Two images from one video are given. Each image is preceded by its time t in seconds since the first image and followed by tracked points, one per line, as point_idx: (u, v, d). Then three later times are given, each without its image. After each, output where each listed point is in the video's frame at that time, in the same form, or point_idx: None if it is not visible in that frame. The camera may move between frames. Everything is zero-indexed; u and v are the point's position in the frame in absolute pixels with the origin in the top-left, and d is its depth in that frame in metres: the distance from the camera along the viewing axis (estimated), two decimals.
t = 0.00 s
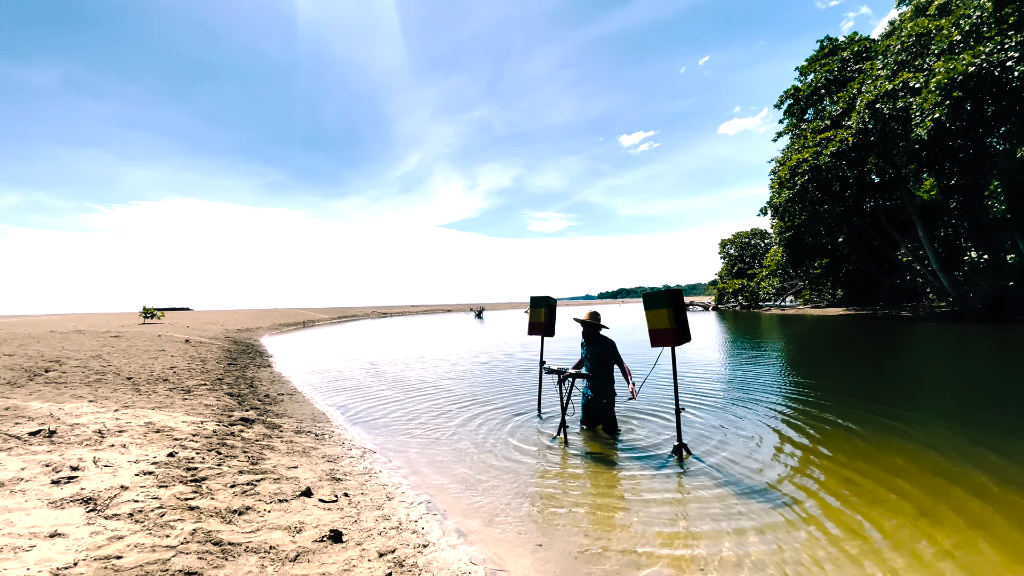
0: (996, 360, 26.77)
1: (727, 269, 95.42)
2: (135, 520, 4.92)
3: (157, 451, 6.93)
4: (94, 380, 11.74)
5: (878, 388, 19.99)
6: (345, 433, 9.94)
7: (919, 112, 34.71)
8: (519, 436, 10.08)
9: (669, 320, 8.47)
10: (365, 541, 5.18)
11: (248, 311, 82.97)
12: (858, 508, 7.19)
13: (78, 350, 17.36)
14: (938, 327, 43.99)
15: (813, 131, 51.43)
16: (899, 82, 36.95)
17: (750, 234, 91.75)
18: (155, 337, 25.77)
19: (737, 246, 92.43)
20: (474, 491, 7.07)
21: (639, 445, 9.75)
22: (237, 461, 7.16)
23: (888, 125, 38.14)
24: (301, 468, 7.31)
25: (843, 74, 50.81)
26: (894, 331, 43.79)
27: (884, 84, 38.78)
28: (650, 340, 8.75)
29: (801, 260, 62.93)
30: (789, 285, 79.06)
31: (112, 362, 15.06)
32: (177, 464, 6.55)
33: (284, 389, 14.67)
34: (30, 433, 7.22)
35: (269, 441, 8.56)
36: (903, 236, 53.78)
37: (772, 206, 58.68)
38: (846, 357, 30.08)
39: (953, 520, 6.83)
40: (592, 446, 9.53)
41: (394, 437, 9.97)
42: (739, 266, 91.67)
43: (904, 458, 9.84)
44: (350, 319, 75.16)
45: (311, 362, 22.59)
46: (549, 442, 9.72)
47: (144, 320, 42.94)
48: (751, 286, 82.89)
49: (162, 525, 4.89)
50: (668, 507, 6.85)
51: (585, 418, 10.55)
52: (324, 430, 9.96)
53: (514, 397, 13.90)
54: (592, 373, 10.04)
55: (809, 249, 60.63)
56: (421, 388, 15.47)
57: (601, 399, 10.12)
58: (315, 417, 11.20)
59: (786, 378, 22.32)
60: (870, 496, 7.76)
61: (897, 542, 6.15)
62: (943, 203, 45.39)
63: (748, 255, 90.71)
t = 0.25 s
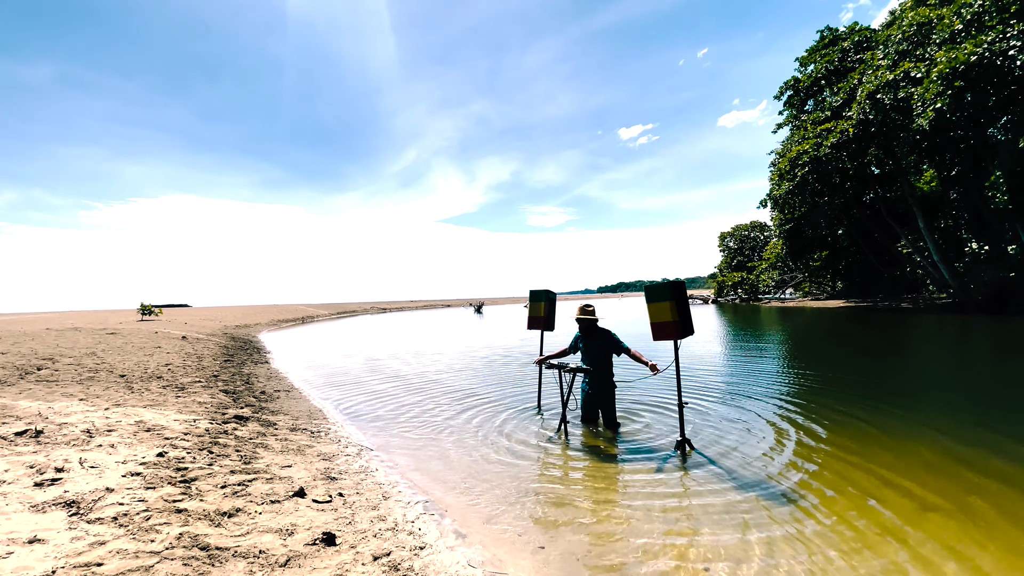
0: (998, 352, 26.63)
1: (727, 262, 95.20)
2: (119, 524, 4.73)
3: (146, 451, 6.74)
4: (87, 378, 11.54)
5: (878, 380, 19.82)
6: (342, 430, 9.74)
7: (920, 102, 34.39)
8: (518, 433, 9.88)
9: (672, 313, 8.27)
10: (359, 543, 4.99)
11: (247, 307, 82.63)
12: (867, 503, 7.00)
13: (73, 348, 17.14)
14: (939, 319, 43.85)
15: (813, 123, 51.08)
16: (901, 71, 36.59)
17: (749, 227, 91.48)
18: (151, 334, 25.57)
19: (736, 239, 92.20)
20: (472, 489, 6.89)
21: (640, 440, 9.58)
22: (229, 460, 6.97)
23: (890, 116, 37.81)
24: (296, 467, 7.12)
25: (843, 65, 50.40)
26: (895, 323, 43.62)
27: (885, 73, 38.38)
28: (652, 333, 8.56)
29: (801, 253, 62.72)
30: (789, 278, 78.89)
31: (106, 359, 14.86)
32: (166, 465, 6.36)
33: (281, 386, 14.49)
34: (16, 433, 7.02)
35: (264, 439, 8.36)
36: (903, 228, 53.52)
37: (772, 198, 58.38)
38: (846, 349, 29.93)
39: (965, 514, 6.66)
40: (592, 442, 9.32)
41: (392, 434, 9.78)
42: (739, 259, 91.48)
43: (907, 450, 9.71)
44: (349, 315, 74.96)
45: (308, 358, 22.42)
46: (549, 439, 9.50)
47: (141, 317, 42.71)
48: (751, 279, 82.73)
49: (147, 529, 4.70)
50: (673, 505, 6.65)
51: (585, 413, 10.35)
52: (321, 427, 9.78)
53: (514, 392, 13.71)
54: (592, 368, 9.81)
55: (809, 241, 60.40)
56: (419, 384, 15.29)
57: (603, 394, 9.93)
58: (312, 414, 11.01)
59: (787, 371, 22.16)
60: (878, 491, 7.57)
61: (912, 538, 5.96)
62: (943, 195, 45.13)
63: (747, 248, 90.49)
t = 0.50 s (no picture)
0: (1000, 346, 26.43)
1: (727, 257, 94.98)
2: (99, 531, 4.51)
3: (133, 453, 6.51)
4: (77, 376, 11.32)
5: (879, 375, 19.62)
6: (338, 429, 9.51)
7: (922, 95, 33.98)
8: (518, 431, 9.65)
9: (677, 308, 8.01)
10: (352, 550, 4.76)
11: (246, 304, 82.49)
12: (889, 502, 6.72)
13: (67, 346, 16.93)
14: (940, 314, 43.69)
15: (814, 117, 50.72)
16: (902, 64, 36.19)
17: (749, 222, 91.21)
18: (148, 331, 25.37)
19: (736, 234, 91.94)
20: (471, 490, 6.66)
21: (643, 438, 9.36)
22: (220, 462, 6.74)
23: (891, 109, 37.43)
24: (289, 468, 6.89)
25: (845, 58, 50.00)
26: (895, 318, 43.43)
27: (886, 66, 37.96)
28: (656, 329, 8.29)
29: (801, 248, 62.46)
30: (789, 273, 78.67)
31: (99, 357, 14.64)
32: (154, 468, 6.14)
33: (277, 384, 14.28)
34: None
35: (257, 439, 8.13)
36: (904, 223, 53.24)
37: (773, 193, 58.07)
38: (846, 344, 29.76)
39: (987, 508, 6.48)
40: (595, 440, 9.11)
41: (389, 433, 9.55)
42: (739, 255, 91.24)
43: (908, 445, 9.57)
44: (348, 312, 74.77)
45: (306, 356, 22.22)
46: (551, 437, 9.29)
47: (139, 315, 42.51)
48: (751, 274, 82.53)
49: (128, 536, 4.47)
50: (680, 506, 6.43)
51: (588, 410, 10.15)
52: (317, 426, 9.56)
53: (513, 389, 13.49)
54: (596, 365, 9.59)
55: (809, 236, 60.14)
56: (418, 381, 15.07)
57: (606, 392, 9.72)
58: (307, 412, 10.78)
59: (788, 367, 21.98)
60: (884, 486, 7.39)
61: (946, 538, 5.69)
62: (944, 189, 44.90)
63: (747, 244, 90.24)
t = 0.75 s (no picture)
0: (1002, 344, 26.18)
1: (727, 255, 94.70)
2: (75, 541, 4.22)
3: (117, 455, 6.22)
4: (66, 375, 11.01)
5: (880, 373, 19.35)
6: (333, 430, 9.21)
7: (926, 91, 33.60)
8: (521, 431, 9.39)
9: (685, 304, 7.73)
10: (346, 560, 4.48)
11: (245, 302, 82.16)
12: (914, 504, 6.40)
13: (58, 344, 16.59)
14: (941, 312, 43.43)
15: (815, 114, 50.41)
16: (905, 60, 35.83)
17: (749, 219, 90.94)
18: (143, 329, 25.03)
19: (735, 232, 91.68)
20: (472, 495, 6.37)
21: (650, 439, 9.08)
22: (209, 465, 6.44)
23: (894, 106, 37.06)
24: (281, 471, 6.59)
25: (846, 55, 49.66)
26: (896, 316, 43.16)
27: (888, 62, 37.55)
28: (663, 325, 8.02)
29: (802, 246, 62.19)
30: (789, 271, 78.42)
31: (90, 355, 14.33)
32: (138, 471, 5.85)
33: (272, 383, 13.97)
34: None
35: (249, 441, 7.83)
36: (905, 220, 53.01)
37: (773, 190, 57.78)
38: (846, 342, 29.53)
39: (998, 508, 6.26)
40: (600, 442, 8.85)
41: (386, 433, 9.27)
42: (738, 252, 90.97)
43: (911, 442, 9.35)
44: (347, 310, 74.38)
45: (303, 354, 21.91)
46: (555, 437, 9.03)
47: (136, 313, 42.16)
48: (751, 272, 82.26)
49: (105, 547, 4.17)
50: (691, 511, 6.14)
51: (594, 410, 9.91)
52: (312, 427, 9.26)
53: (514, 389, 13.19)
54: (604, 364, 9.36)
55: (809, 234, 59.86)
56: (416, 380, 14.77)
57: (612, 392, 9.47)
58: (303, 412, 10.48)
59: (789, 365, 21.71)
60: (889, 484, 7.16)
61: (985, 544, 5.39)
62: (945, 187, 44.65)
63: (747, 242, 89.98)
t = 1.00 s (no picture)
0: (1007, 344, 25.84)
1: (725, 255, 94.64)
2: (40, 557, 3.86)
3: (95, 461, 5.86)
4: (50, 374, 10.63)
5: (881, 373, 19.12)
6: (326, 433, 8.85)
7: (928, 90, 33.25)
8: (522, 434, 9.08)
9: (694, 302, 7.42)
10: None
11: (241, 301, 81.58)
12: (938, 509, 6.12)
13: (46, 342, 16.19)
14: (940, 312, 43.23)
15: (816, 113, 50.18)
16: (907, 58, 35.51)
17: (747, 219, 90.81)
18: (135, 328, 24.60)
19: (734, 232, 91.50)
20: (472, 504, 6.02)
21: (656, 443, 8.73)
22: (192, 471, 6.09)
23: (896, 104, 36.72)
24: (270, 477, 6.23)
25: (847, 54, 49.43)
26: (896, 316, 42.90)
27: (890, 60, 37.17)
28: (671, 324, 7.70)
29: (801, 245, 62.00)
30: (788, 271, 78.24)
31: (78, 354, 13.94)
32: (116, 479, 5.49)
33: (265, 383, 13.59)
34: None
35: (238, 444, 7.48)
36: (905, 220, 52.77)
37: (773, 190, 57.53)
38: (845, 342, 29.29)
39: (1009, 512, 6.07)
40: (605, 446, 8.53)
41: (382, 436, 8.92)
42: (737, 252, 90.79)
43: (911, 442, 9.19)
44: (344, 309, 73.93)
45: (297, 353, 21.52)
46: (557, 441, 8.73)
47: (130, 311, 41.71)
48: (750, 272, 82.01)
49: (72, 563, 3.82)
50: (703, 520, 5.81)
51: (599, 413, 9.63)
52: (304, 430, 8.89)
53: (513, 389, 12.84)
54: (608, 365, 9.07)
55: (808, 234, 59.68)
56: (413, 380, 14.42)
57: (617, 394, 9.17)
58: (295, 414, 10.12)
59: (791, 365, 21.40)
60: (896, 486, 6.93)
61: (1001, 550, 5.18)
62: (944, 187, 44.48)
63: (745, 241, 89.80)
